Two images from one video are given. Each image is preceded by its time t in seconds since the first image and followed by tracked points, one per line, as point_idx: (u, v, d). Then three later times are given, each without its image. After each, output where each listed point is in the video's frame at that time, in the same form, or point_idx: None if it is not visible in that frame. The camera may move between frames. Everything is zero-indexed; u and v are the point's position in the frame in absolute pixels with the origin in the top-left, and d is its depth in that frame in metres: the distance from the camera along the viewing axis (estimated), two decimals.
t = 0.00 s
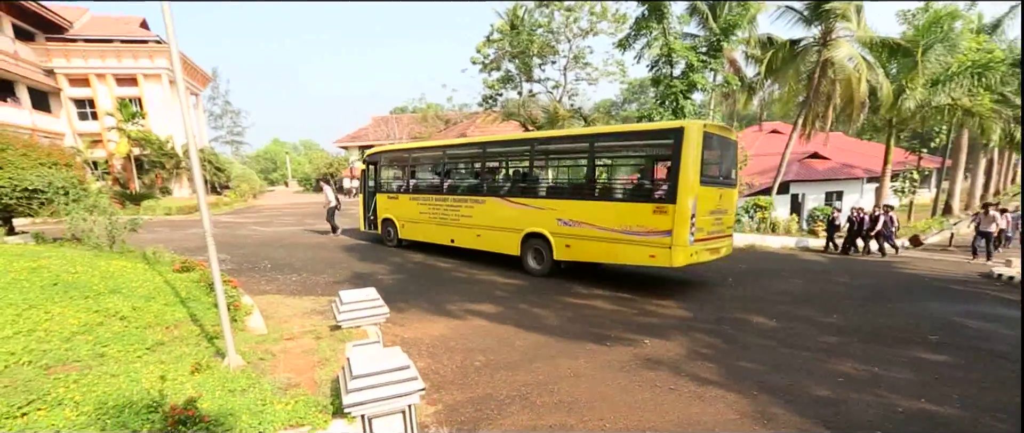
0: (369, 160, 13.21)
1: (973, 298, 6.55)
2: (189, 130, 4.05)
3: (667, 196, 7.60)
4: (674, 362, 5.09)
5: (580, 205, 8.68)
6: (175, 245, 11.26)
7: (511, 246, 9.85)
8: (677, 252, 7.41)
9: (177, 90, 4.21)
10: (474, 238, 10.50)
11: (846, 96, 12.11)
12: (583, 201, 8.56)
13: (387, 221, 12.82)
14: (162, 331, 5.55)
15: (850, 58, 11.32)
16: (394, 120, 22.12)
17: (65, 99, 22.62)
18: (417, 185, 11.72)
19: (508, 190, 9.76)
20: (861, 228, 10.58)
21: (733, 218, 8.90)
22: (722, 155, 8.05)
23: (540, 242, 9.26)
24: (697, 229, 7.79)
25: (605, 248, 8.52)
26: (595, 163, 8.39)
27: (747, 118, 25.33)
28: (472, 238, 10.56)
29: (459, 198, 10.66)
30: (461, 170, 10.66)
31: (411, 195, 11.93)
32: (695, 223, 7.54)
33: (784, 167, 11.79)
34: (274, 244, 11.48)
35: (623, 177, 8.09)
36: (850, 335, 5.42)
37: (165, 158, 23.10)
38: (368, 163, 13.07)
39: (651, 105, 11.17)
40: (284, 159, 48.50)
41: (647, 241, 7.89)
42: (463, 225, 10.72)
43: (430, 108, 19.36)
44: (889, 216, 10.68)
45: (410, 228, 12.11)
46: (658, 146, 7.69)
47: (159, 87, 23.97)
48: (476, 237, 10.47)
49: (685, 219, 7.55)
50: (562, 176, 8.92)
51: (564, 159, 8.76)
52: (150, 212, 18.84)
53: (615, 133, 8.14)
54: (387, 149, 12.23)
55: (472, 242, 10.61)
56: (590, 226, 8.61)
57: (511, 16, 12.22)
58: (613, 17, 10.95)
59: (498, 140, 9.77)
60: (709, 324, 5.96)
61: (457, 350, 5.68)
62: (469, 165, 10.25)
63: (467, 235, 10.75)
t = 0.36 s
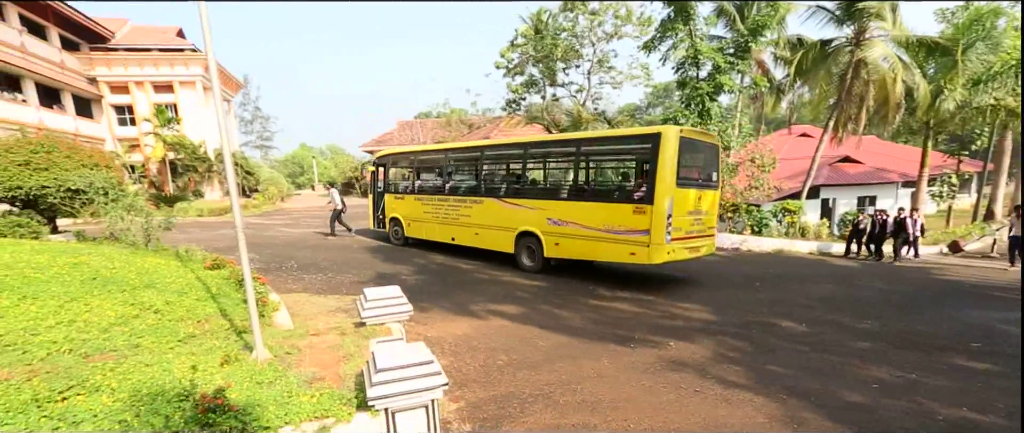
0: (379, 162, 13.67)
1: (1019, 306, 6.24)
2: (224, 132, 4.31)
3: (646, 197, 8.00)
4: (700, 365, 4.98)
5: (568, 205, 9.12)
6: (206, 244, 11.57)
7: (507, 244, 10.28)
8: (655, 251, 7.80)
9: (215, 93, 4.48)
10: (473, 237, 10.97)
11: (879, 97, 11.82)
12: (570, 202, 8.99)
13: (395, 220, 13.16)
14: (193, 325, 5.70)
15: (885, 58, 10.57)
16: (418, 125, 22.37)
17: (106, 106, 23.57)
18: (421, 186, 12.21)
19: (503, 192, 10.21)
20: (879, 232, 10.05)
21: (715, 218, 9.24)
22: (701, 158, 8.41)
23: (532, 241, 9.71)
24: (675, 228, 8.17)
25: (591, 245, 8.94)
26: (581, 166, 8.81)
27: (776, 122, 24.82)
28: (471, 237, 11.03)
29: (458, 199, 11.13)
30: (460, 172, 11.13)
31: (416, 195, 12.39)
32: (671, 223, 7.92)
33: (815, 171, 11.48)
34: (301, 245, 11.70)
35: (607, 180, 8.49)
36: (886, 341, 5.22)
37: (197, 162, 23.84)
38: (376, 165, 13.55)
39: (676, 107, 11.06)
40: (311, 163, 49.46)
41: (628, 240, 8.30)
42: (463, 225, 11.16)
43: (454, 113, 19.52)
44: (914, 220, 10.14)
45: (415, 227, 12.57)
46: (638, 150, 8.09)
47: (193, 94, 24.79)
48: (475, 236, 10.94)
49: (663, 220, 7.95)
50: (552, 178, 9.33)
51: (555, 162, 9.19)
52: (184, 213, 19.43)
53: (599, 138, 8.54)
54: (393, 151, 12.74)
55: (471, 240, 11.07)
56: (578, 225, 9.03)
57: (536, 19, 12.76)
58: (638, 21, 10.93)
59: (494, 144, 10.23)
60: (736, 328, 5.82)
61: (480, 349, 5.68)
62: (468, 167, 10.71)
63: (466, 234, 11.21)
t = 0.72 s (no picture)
0: (386, 165, 14.09)
1: None
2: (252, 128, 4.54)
3: (631, 198, 8.35)
4: (726, 369, 4.88)
5: (559, 206, 9.48)
6: (234, 245, 11.85)
7: (502, 243, 10.62)
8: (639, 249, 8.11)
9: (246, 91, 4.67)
10: (471, 236, 11.33)
11: (913, 98, 11.38)
12: (561, 202, 9.34)
13: (396, 219, 13.52)
14: (221, 320, 5.82)
15: (918, 58, 10.68)
16: (440, 129, 22.60)
17: (141, 113, 24.40)
18: (424, 188, 12.62)
19: (500, 193, 10.59)
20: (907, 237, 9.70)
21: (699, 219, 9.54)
22: (685, 162, 8.75)
23: (525, 239, 10.06)
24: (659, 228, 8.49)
25: (580, 244, 9.26)
26: (572, 168, 9.17)
27: (804, 126, 24.30)
28: (469, 236, 11.39)
29: (457, 200, 11.52)
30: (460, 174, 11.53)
31: (419, 197, 12.78)
32: (654, 222, 8.24)
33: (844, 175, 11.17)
34: (325, 247, 11.89)
35: (595, 182, 8.84)
36: (922, 348, 5.03)
37: (226, 166, 24.48)
38: (382, 167, 13.97)
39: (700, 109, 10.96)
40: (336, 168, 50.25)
41: (614, 239, 8.63)
42: (461, 225, 11.54)
43: (476, 118, 19.65)
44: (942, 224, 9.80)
45: (418, 226, 12.92)
46: (624, 154, 8.45)
47: (223, 100, 25.53)
48: (473, 235, 11.30)
49: (646, 219, 8.27)
50: (545, 180, 9.70)
51: (547, 166, 9.55)
52: (213, 216, 19.95)
53: (589, 142, 8.91)
54: (397, 154, 13.19)
55: (469, 239, 11.43)
56: (568, 225, 9.36)
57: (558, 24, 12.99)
58: (661, 24, 10.87)
59: (491, 149, 10.63)
60: (763, 332, 5.69)
61: (502, 349, 5.67)
62: (466, 170, 11.11)
63: (464, 233, 11.58)
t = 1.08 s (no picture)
0: (387, 167, 14.55)
1: None
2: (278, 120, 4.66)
3: (618, 197, 8.88)
4: (751, 370, 4.78)
5: (551, 205, 10.00)
6: (260, 245, 12.08)
7: (499, 241, 11.07)
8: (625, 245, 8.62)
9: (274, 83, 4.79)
10: (469, 234, 11.81)
11: (948, 98, 10.93)
12: (553, 202, 9.83)
13: (399, 219, 13.98)
14: (247, 315, 5.94)
15: (956, 56, 10.50)
16: (461, 133, 22.73)
17: (173, 118, 25.13)
18: (424, 189, 13.10)
19: (496, 194, 11.10)
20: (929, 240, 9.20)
21: (682, 219, 10.07)
22: (670, 166, 9.31)
23: (520, 237, 10.56)
24: (644, 226, 9.00)
25: (571, 241, 9.78)
26: (563, 170, 9.68)
27: (833, 129, 23.73)
28: (467, 235, 11.87)
29: (456, 200, 12.00)
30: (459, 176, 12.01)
31: (419, 197, 13.24)
32: (639, 221, 8.76)
33: (876, 177, 10.82)
34: (348, 248, 12.04)
35: (586, 183, 9.36)
36: (958, 353, 4.84)
37: (253, 170, 25.06)
38: (384, 169, 14.45)
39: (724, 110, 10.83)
40: (359, 172, 50.88)
41: (603, 236, 9.13)
42: (461, 224, 12.00)
43: (498, 121, 19.73)
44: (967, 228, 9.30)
45: (419, 226, 13.37)
46: (612, 157, 8.99)
47: (251, 105, 26.18)
48: (471, 234, 11.79)
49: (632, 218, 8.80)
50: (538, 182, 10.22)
51: (541, 168, 10.06)
52: (240, 217, 20.40)
53: (580, 146, 9.43)
54: (400, 156, 13.67)
55: (467, 237, 11.91)
56: (560, 223, 9.88)
57: (580, 27, 12.95)
58: (684, 26, 10.78)
59: (489, 152, 11.13)
60: (790, 335, 5.56)
61: (523, 348, 5.66)
62: (465, 172, 11.60)
63: (462, 232, 12.06)
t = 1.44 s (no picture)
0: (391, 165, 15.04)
1: None
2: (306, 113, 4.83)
3: (608, 195, 9.50)
4: (779, 369, 4.68)
5: (547, 202, 10.61)
6: (287, 241, 12.34)
7: (497, 235, 11.66)
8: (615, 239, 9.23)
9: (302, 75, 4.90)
10: (469, 229, 12.36)
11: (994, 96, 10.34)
12: (549, 199, 10.42)
13: (401, 215, 14.53)
14: (275, 306, 6.06)
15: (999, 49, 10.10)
16: (484, 133, 22.83)
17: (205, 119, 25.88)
18: (424, 186, 13.62)
19: (494, 191, 11.65)
20: (955, 240, 8.79)
21: (669, 215, 10.72)
22: (657, 166, 9.94)
23: (518, 232, 11.15)
24: (633, 222, 9.65)
25: (565, 235, 10.39)
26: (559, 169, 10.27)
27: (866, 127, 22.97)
28: (468, 229, 12.40)
29: (457, 196, 12.52)
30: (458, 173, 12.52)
31: (422, 193, 13.74)
32: (628, 216, 9.39)
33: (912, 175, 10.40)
34: (371, 245, 12.20)
35: (580, 181, 9.94)
36: (1000, 355, 4.64)
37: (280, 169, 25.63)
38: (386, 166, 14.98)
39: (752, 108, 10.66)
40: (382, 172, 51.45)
41: (595, 231, 9.75)
42: (461, 219, 12.55)
43: (520, 121, 19.74)
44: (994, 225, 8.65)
45: (421, 220, 13.88)
46: (603, 157, 9.60)
47: (279, 106, 26.82)
48: (471, 228, 12.32)
49: (621, 214, 9.43)
50: (535, 180, 10.81)
51: (538, 167, 10.64)
52: (267, 214, 20.89)
53: (574, 146, 10.01)
54: (402, 154, 14.16)
55: (468, 232, 12.46)
56: (554, 218, 10.48)
57: (604, 25, 12.92)
58: (711, 23, 10.66)
59: (488, 150, 11.65)
60: (819, 335, 5.41)
61: (545, 343, 5.65)
62: (465, 170, 12.11)
63: (463, 226, 12.60)
